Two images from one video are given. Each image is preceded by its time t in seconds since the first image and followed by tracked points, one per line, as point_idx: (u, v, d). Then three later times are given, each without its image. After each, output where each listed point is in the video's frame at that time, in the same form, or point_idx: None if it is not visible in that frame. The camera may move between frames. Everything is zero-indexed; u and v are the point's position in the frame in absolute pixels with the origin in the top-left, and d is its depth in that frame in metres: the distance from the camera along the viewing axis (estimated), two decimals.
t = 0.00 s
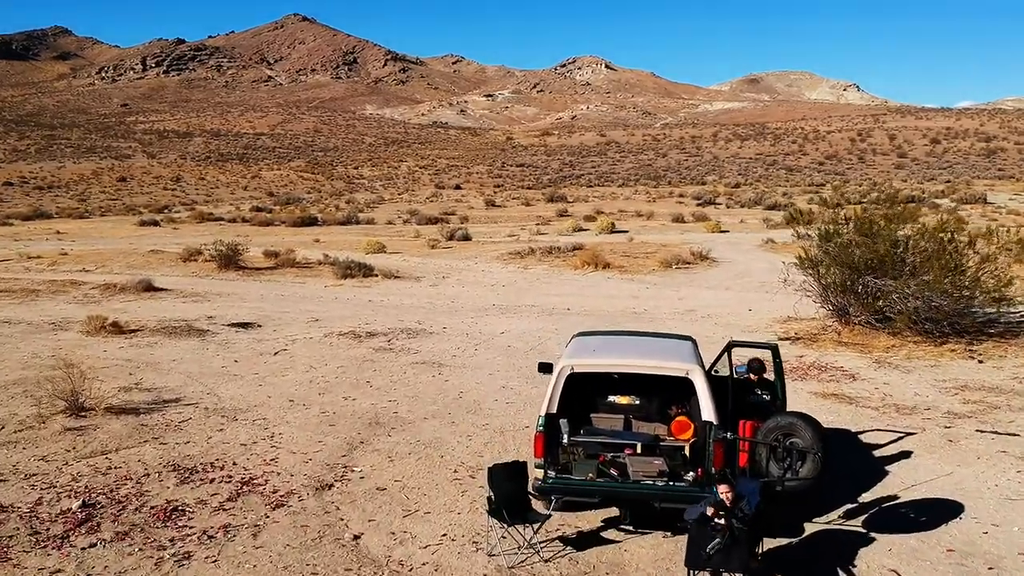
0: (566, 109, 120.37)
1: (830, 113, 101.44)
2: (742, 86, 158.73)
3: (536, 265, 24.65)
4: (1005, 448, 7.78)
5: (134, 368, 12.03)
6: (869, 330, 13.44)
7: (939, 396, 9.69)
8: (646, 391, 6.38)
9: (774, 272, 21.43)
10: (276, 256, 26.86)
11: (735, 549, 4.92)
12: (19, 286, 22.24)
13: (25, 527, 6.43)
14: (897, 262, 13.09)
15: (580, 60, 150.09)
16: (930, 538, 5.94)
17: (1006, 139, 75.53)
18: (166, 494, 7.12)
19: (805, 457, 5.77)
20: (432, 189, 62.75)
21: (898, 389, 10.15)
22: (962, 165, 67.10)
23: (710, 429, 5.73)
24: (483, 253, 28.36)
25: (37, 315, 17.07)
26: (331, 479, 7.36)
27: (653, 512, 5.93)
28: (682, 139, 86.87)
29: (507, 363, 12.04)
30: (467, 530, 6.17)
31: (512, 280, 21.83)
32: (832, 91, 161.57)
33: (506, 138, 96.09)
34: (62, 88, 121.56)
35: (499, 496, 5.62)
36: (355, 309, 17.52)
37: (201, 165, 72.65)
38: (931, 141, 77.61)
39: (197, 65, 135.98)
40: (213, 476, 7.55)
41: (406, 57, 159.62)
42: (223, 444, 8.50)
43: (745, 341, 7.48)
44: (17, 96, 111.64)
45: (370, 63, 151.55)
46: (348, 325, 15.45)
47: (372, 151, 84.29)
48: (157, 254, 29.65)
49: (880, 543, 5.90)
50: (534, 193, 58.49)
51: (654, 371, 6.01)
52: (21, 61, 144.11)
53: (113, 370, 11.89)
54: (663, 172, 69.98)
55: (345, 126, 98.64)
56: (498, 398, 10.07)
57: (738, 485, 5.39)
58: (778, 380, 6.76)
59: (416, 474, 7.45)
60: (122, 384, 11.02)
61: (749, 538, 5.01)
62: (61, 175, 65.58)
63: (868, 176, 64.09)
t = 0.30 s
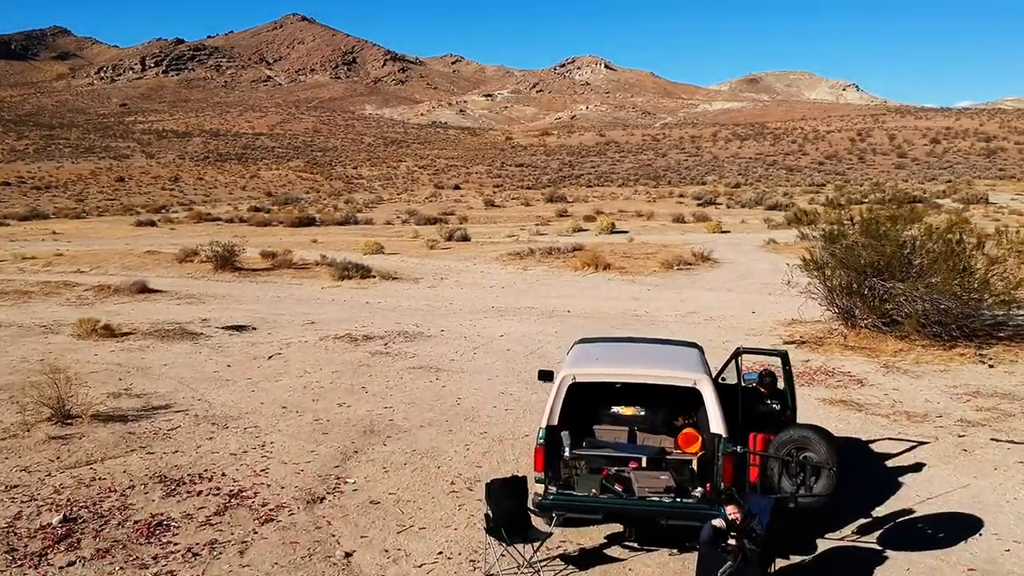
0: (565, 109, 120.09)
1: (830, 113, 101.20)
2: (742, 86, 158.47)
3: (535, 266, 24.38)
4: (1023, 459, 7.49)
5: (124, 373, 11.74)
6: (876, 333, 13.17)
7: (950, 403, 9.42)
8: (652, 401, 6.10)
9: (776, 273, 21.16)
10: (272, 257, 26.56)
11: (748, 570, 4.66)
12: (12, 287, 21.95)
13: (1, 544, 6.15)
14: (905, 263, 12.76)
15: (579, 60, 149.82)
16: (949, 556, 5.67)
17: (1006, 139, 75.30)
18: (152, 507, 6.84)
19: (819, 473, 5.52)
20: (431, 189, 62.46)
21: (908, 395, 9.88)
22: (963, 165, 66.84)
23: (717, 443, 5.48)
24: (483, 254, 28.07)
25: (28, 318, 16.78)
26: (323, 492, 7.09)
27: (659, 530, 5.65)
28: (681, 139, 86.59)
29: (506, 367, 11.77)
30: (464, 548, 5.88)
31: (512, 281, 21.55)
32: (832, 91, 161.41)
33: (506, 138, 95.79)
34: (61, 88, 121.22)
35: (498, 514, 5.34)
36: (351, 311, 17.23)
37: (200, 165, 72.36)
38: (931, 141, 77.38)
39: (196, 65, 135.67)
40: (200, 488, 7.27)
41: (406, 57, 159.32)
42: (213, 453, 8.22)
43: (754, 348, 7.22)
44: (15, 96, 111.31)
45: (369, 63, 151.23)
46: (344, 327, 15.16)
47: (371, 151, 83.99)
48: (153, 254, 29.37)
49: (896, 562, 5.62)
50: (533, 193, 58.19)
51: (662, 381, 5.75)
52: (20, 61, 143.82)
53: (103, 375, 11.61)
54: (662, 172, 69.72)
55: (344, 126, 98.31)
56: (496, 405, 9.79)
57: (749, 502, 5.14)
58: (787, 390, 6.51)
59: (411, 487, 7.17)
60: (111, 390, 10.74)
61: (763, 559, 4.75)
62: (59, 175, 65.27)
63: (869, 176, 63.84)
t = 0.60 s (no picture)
0: (565, 109, 119.87)
1: (829, 113, 101.01)
2: (741, 86, 158.32)
3: (535, 267, 24.10)
4: None
5: (113, 378, 11.44)
6: (884, 339, 12.87)
7: (964, 411, 9.12)
8: (657, 414, 5.81)
9: (778, 275, 20.89)
10: (269, 258, 26.29)
11: None
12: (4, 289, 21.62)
13: None
14: (913, 267, 12.39)
15: (579, 60, 149.64)
16: None
17: (1006, 139, 75.11)
18: (133, 524, 6.54)
19: (837, 492, 5.23)
20: (430, 189, 62.20)
21: (919, 402, 9.59)
22: (964, 165, 66.63)
23: (727, 457, 5.20)
24: (482, 255, 27.81)
25: (19, 321, 16.48)
26: (313, 507, 6.78)
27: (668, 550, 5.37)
28: (681, 140, 86.31)
29: (505, 373, 11.46)
30: (461, 570, 5.60)
31: (511, 283, 21.26)
32: (831, 91, 161.36)
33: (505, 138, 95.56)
34: (60, 88, 120.90)
35: (496, 536, 5.06)
36: (348, 314, 16.92)
37: (198, 165, 72.07)
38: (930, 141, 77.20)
39: (195, 65, 135.42)
40: (185, 503, 6.96)
41: (405, 57, 159.05)
42: (200, 464, 7.93)
43: (763, 356, 6.93)
44: (13, 96, 110.97)
45: (369, 63, 151.02)
46: (340, 331, 14.85)
47: (371, 151, 83.71)
48: (148, 255, 29.08)
49: None
50: (533, 193, 57.95)
51: (669, 393, 5.45)
52: (19, 61, 143.47)
53: (91, 381, 11.30)
54: (662, 172, 69.51)
55: (343, 126, 98.03)
56: (494, 413, 9.49)
57: (764, 523, 4.86)
58: (797, 399, 6.24)
59: (406, 501, 6.88)
60: (99, 397, 10.43)
61: None
62: (57, 175, 64.97)
63: (869, 176, 63.62)
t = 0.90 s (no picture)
0: (564, 109, 119.60)
1: (829, 113, 100.74)
2: (741, 86, 158.07)
3: (535, 269, 23.81)
4: None
5: (103, 385, 11.15)
6: (892, 343, 12.59)
7: (978, 420, 8.83)
8: (664, 428, 5.52)
9: (782, 277, 20.62)
10: (267, 259, 26.01)
11: None
12: None
13: None
14: (922, 270, 12.10)
15: (578, 60, 149.33)
16: None
17: (1007, 139, 74.84)
18: (117, 541, 6.24)
19: (857, 513, 4.94)
20: (429, 189, 61.88)
21: (931, 410, 9.31)
22: (964, 165, 66.37)
23: (741, 475, 4.91)
24: (481, 256, 27.53)
25: (11, 324, 16.20)
26: (305, 523, 6.49)
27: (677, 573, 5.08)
28: (681, 140, 86.01)
29: (505, 379, 11.18)
30: None
31: (511, 285, 20.98)
32: (831, 91, 161.17)
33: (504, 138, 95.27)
34: (59, 88, 120.52)
35: (496, 558, 4.77)
36: (345, 317, 16.63)
37: (197, 165, 71.75)
38: (930, 141, 76.92)
39: (195, 65, 135.04)
40: (171, 519, 6.67)
41: (404, 57, 158.69)
42: (189, 476, 7.63)
43: (774, 366, 6.64)
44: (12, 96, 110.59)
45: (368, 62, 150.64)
46: (336, 335, 14.57)
47: (370, 151, 83.39)
48: (144, 256, 28.73)
49: None
50: (533, 194, 57.61)
51: (679, 406, 5.17)
52: (18, 61, 143.11)
53: (80, 387, 11.00)
54: (662, 172, 69.24)
55: (342, 125, 97.73)
56: (494, 421, 9.20)
57: (779, 547, 4.58)
58: (813, 411, 5.95)
59: (402, 516, 6.59)
60: (86, 404, 10.13)
61: None
62: (55, 175, 64.63)
63: (870, 176, 63.34)
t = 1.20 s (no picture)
0: (564, 109, 119.35)
1: (829, 113, 100.51)
2: (740, 86, 157.86)
3: (536, 271, 23.53)
4: None
5: (94, 392, 10.85)
6: (902, 349, 12.30)
7: (994, 431, 8.55)
8: (675, 447, 5.24)
9: (785, 280, 20.36)
10: (264, 261, 25.74)
11: None
12: None
13: None
14: (932, 273, 11.83)
15: (578, 60, 149.12)
16: None
17: (1006, 139, 74.61)
18: (100, 562, 5.95)
19: (880, 539, 4.67)
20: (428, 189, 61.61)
21: (945, 420, 9.02)
22: (965, 165, 66.13)
23: (757, 497, 4.65)
24: (481, 258, 27.24)
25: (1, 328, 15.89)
26: (298, 543, 6.20)
27: None
28: (681, 139, 85.75)
29: (506, 387, 10.88)
30: None
31: (511, 287, 20.72)
32: (830, 91, 160.98)
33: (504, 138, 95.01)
34: (58, 88, 120.21)
35: None
36: (342, 321, 16.34)
37: (195, 165, 71.45)
38: (930, 141, 76.68)
39: (194, 64, 134.72)
40: (158, 538, 6.38)
41: (404, 57, 158.40)
42: (178, 491, 7.34)
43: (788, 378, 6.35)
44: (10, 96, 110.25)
45: (368, 62, 150.39)
46: (333, 339, 14.28)
47: (369, 151, 83.13)
48: (141, 258, 28.42)
49: None
50: (533, 194, 57.31)
51: (693, 425, 4.88)
52: (17, 61, 142.81)
53: (69, 395, 10.71)
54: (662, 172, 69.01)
55: (341, 125, 97.45)
56: (496, 432, 8.91)
57: None
58: (828, 425, 5.68)
59: (399, 535, 6.31)
60: (75, 413, 9.85)
61: None
62: (53, 175, 64.34)
63: (870, 176, 63.06)
